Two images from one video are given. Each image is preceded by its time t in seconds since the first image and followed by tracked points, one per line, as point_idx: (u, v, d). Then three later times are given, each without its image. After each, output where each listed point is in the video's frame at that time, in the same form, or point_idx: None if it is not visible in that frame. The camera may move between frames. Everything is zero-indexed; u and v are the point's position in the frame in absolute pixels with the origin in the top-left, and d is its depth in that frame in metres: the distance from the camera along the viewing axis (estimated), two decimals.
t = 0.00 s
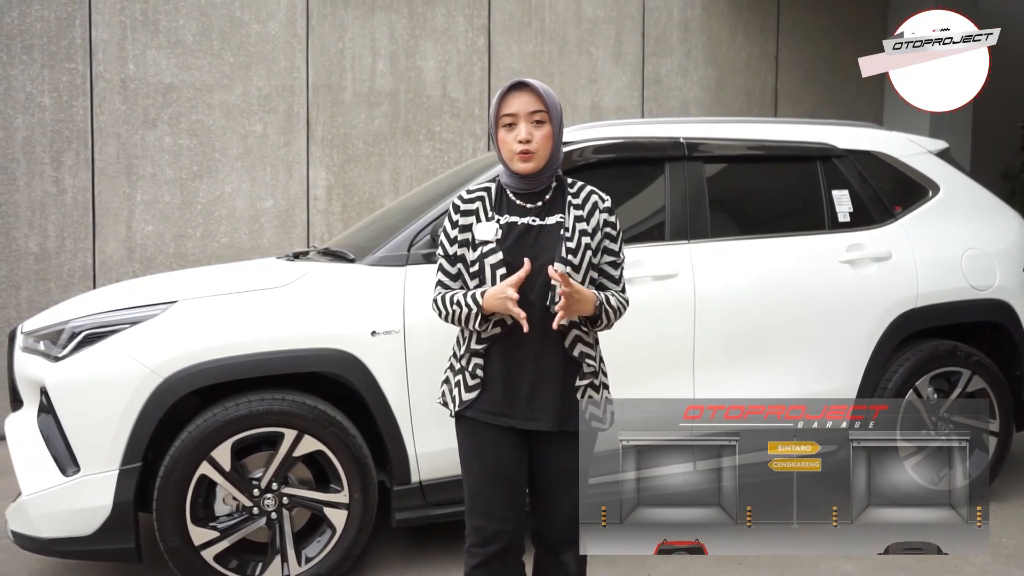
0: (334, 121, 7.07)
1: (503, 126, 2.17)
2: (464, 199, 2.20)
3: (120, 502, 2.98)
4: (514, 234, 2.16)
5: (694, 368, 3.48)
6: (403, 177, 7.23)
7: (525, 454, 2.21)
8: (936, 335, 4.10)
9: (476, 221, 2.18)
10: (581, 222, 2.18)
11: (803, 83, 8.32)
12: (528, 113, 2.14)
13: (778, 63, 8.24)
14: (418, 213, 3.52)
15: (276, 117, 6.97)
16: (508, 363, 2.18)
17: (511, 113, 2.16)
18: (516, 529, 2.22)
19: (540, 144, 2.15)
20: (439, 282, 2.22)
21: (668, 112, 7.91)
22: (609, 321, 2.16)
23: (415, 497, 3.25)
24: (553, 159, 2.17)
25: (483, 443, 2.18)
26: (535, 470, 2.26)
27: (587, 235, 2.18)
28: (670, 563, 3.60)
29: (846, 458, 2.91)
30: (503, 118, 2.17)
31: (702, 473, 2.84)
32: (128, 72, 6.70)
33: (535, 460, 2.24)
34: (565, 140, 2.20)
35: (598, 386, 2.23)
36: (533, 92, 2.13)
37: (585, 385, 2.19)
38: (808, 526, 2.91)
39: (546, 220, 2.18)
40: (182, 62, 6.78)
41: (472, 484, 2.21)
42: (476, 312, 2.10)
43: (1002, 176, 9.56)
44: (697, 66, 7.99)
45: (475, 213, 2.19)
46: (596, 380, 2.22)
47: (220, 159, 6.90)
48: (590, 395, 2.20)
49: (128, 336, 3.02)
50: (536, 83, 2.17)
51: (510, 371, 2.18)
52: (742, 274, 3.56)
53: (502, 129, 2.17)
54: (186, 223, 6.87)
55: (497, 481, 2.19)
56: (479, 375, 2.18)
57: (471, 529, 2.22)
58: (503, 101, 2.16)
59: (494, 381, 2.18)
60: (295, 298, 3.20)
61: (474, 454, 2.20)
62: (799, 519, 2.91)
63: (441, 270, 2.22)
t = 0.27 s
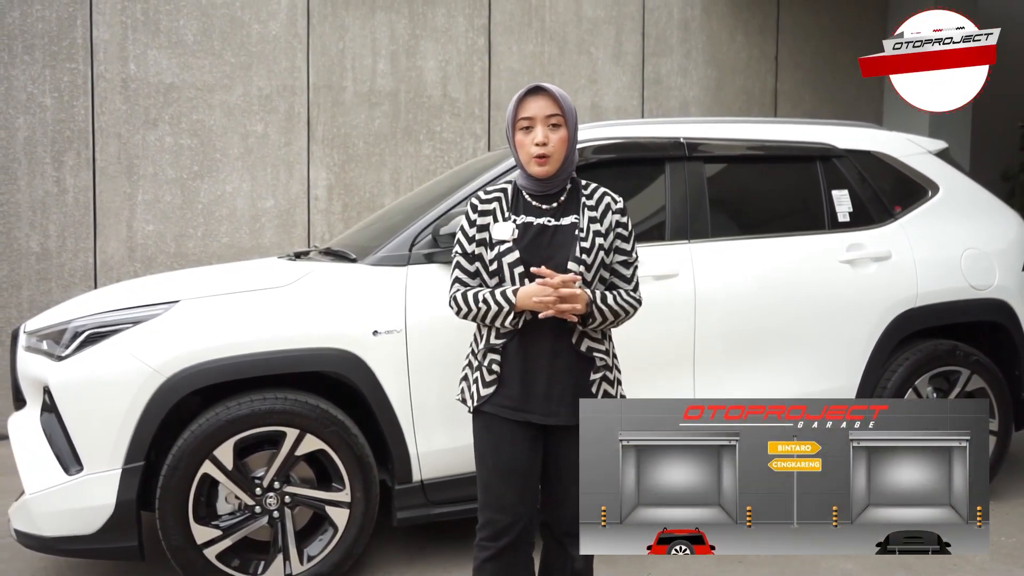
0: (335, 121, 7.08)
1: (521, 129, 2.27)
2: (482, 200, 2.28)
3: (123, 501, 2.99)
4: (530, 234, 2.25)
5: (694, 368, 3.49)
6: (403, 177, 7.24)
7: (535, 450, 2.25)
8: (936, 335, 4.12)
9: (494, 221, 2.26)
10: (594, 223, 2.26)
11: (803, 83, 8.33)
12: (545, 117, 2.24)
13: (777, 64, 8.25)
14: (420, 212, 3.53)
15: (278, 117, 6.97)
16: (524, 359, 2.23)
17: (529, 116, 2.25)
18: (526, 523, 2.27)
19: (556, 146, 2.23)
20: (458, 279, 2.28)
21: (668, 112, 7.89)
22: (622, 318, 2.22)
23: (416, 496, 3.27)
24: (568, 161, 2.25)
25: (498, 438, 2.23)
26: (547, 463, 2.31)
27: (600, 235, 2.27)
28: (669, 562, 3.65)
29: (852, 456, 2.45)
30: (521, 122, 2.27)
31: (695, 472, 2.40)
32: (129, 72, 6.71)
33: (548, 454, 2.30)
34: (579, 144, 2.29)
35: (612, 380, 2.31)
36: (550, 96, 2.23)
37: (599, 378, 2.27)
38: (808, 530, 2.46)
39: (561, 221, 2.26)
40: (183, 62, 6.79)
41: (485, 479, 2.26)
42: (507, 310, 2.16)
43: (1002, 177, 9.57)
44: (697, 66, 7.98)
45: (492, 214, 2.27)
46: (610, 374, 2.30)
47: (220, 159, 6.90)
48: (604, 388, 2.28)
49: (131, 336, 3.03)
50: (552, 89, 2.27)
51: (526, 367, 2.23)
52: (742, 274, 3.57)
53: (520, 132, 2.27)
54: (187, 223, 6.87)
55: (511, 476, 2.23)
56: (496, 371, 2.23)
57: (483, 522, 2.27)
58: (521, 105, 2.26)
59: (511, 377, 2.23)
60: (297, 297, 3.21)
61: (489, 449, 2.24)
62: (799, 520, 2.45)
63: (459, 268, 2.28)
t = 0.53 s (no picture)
0: (335, 122, 6.90)
1: (535, 133, 2.31)
2: (495, 202, 2.34)
3: (125, 500, 3.00)
4: (542, 236, 2.30)
5: (694, 367, 3.50)
6: (404, 177, 7.10)
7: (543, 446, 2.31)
8: (936, 334, 4.13)
9: (507, 223, 2.32)
10: (605, 225, 2.30)
11: (801, 84, 8.35)
12: (558, 121, 2.28)
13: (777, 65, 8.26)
14: (420, 212, 3.54)
15: (278, 118, 6.78)
16: (536, 357, 2.30)
17: (543, 120, 2.30)
18: (535, 519, 2.32)
19: (569, 150, 2.28)
20: (474, 280, 2.34)
21: (668, 113, 7.89)
22: (629, 318, 2.29)
23: (417, 495, 3.28)
24: (580, 165, 2.30)
25: (509, 434, 2.30)
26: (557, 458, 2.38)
27: (610, 237, 2.31)
28: (669, 561, 3.67)
29: (852, 456, 2.31)
30: (535, 125, 2.31)
31: (695, 471, 2.31)
32: (131, 72, 6.49)
33: (558, 450, 2.36)
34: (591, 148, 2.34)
35: (622, 376, 2.37)
36: (564, 101, 2.28)
37: (609, 374, 2.33)
38: (809, 532, 2.32)
39: (572, 223, 2.31)
40: (184, 63, 6.59)
41: (496, 474, 2.32)
42: (524, 310, 2.22)
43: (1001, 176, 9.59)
44: (696, 66, 7.99)
45: (505, 216, 2.32)
46: (620, 371, 2.36)
47: (221, 159, 6.68)
48: (614, 384, 2.35)
49: (134, 336, 3.04)
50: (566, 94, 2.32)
51: (538, 365, 2.30)
52: (742, 274, 3.59)
53: (534, 136, 2.31)
54: (188, 223, 6.63)
55: (521, 473, 2.29)
56: (508, 370, 2.30)
57: (493, 517, 2.32)
58: (536, 109, 2.31)
59: (522, 376, 2.30)
60: (297, 297, 3.22)
61: (501, 445, 2.31)
62: (800, 520, 2.32)
63: (475, 268, 2.34)
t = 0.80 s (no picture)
0: (335, 121, 6.90)
1: (543, 135, 2.34)
2: (503, 204, 2.37)
3: (126, 499, 3.01)
4: (549, 237, 2.32)
5: (694, 366, 3.52)
6: (404, 176, 7.10)
7: (547, 444, 2.34)
8: (934, 334, 4.15)
9: (514, 224, 2.34)
10: (610, 227, 2.32)
11: (800, 84, 8.36)
12: (566, 124, 2.31)
13: (775, 65, 8.27)
14: (420, 212, 3.55)
15: (278, 117, 6.77)
16: (541, 357, 2.32)
17: (551, 123, 2.33)
18: (537, 515, 2.36)
19: (576, 152, 2.30)
20: (482, 280, 2.37)
21: (667, 113, 7.89)
22: (633, 318, 2.31)
23: (417, 494, 3.29)
24: (587, 168, 2.32)
25: (515, 432, 2.33)
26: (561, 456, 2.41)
27: (615, 239, 2.32)
28: (668, 560, 3.68)
29: (853, 456, 2.28)
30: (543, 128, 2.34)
31: (695, 471, 2.30)
32: (131, 73, 6.45)
33: (563, 448, 2.39)
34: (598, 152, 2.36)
35: (627, 375, 2.39)
36: (572, 104, 2.31)
37: (614, 373, 2.35)
38: (809, 532, 2.30)
39: (579, 224, 2.33)
40: (184, 63, 6.55)
41: (501, 471, 2.36)
42: (533, 309, 2.24)
43: (998, 176, 9.61)
44: (695, 66, 8.00)
45: (513, 217, 2.35)
46: (624, 370, 2.37)
47: (221, 159, 6.65)
48: (619, 383, 2.36)
49: (135, 336, 3.05)
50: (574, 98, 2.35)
51: (543, 364, 2.33)
52: (740, 273, 3.60)
53: (541, 138, 2.34)
54: (188, 223, 6.59)
55: (526, 470, 2.33)
56: (515, 368, 2.33)
57: (498, 513, 2.36)
58: (545, 112, 2.34)
59: (528, 375, 2.33)
60: (298, 297, 3.23)
61: (506, 442, 2.34)
62: (800, 521, 2.29)
63: (483, 269, 2.37)
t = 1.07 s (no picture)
0: (335, 121, 6.91)
1: (547, 137, 2.36)
2: (508, 206, 2.39)
3: (127, 499, 3.02)
4: (553, 238, 2.34)
5: (693, 365, 3.53)
6: (404, 176, 7.11)
7: (548, 443, 2.35)
8: (933, 334, 4.16)
9: (519, 225, 2.35)
10: (614, 228, 2.33)
11: (798, 84, 8.37)
12: (570, 126, 2.32)
13: (774, 65, 8.28)
14: (420, 212, 3.56)
15: (278, 118, 6.77)
16: (544, 355, 2.34)
17: (555, 125, 2.34)
18: (539, 514, 2.37)
19: (580, 153, 2.31)
20: (487, 280, 2.38)
21: (666, 113, 7.90)
22: (636, 318, 2.31)
23: (417, 493, 3.30)
24: (591, 169, 2.32)
25: (517, 430, 2.35)
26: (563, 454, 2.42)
27: (619, 240, 2.33)
28: (668, 559, 3.69)
29: (853, 456, 2.29)
30: (547, 130, 2.36)
31: (694, 471, 2.31)
32: (130, 73, 6.45)
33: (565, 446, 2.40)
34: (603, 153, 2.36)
35: (630, 375, 2.39)
36: (576, 107, 2.32)
37: (616, 372, 2.36)
38: (809, 532, 2.31)
39: (583, 225, 2.34)
40: (184, 63, 6.55)
41: (503, 469, 2.37)
42: (538, 307, 2.25)
43: (997, 176, 9.62)
44: (694, 66, 8.01)
45: (517, 218, 2.36)
46: (627, 370, 2.38)
47: (221, 159, 6.65)
48: (622, 383, 2.37)
49: (135, 336, 3.05)
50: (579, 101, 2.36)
51: (546, 363, 2.34)
52: (739, 273, 3.61)
53: (546, 140, 2.36)
54: (188, 223, 6.59)
55: (529, 468, 2.34)
56: (519, 366, 2.35)
57: (500, 511, 2.37)
58: (549, 114, 2.36)
59: (531, 373, 2.34)
60: (298, 297, 3.24)
61: (509, 440, 2.36)
62: (800, 520, 2.30)
63: (488, 269, 2.38)
